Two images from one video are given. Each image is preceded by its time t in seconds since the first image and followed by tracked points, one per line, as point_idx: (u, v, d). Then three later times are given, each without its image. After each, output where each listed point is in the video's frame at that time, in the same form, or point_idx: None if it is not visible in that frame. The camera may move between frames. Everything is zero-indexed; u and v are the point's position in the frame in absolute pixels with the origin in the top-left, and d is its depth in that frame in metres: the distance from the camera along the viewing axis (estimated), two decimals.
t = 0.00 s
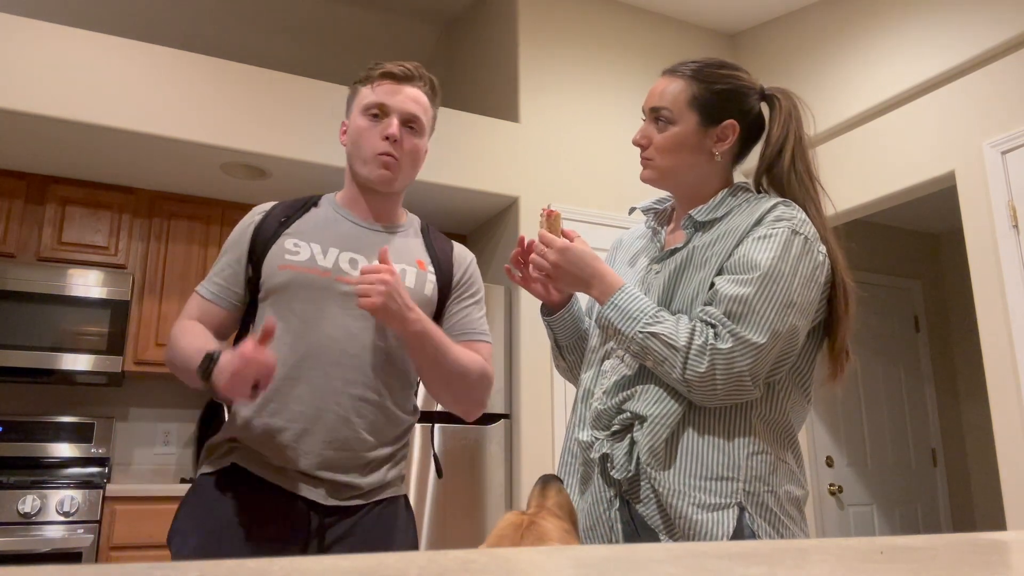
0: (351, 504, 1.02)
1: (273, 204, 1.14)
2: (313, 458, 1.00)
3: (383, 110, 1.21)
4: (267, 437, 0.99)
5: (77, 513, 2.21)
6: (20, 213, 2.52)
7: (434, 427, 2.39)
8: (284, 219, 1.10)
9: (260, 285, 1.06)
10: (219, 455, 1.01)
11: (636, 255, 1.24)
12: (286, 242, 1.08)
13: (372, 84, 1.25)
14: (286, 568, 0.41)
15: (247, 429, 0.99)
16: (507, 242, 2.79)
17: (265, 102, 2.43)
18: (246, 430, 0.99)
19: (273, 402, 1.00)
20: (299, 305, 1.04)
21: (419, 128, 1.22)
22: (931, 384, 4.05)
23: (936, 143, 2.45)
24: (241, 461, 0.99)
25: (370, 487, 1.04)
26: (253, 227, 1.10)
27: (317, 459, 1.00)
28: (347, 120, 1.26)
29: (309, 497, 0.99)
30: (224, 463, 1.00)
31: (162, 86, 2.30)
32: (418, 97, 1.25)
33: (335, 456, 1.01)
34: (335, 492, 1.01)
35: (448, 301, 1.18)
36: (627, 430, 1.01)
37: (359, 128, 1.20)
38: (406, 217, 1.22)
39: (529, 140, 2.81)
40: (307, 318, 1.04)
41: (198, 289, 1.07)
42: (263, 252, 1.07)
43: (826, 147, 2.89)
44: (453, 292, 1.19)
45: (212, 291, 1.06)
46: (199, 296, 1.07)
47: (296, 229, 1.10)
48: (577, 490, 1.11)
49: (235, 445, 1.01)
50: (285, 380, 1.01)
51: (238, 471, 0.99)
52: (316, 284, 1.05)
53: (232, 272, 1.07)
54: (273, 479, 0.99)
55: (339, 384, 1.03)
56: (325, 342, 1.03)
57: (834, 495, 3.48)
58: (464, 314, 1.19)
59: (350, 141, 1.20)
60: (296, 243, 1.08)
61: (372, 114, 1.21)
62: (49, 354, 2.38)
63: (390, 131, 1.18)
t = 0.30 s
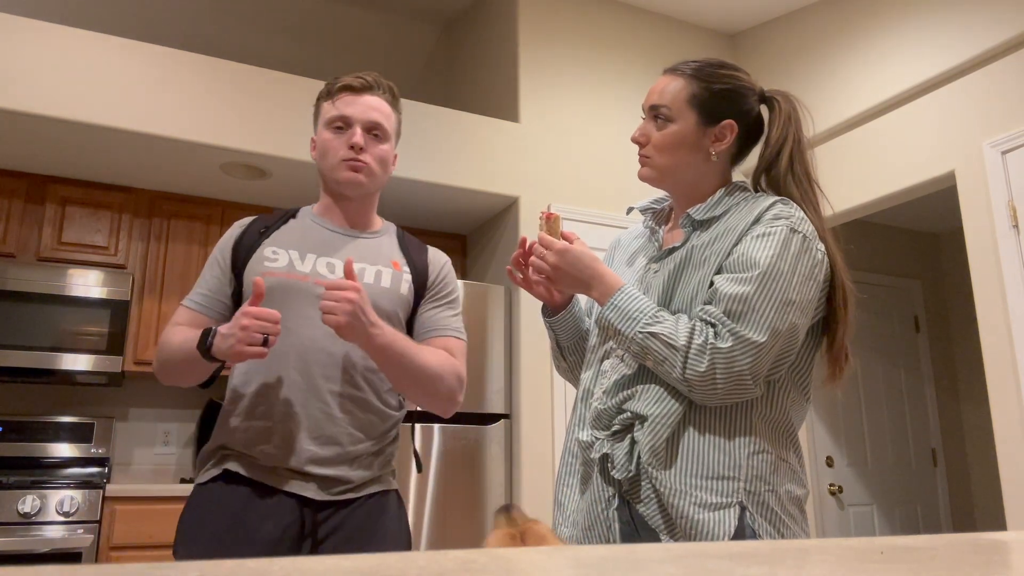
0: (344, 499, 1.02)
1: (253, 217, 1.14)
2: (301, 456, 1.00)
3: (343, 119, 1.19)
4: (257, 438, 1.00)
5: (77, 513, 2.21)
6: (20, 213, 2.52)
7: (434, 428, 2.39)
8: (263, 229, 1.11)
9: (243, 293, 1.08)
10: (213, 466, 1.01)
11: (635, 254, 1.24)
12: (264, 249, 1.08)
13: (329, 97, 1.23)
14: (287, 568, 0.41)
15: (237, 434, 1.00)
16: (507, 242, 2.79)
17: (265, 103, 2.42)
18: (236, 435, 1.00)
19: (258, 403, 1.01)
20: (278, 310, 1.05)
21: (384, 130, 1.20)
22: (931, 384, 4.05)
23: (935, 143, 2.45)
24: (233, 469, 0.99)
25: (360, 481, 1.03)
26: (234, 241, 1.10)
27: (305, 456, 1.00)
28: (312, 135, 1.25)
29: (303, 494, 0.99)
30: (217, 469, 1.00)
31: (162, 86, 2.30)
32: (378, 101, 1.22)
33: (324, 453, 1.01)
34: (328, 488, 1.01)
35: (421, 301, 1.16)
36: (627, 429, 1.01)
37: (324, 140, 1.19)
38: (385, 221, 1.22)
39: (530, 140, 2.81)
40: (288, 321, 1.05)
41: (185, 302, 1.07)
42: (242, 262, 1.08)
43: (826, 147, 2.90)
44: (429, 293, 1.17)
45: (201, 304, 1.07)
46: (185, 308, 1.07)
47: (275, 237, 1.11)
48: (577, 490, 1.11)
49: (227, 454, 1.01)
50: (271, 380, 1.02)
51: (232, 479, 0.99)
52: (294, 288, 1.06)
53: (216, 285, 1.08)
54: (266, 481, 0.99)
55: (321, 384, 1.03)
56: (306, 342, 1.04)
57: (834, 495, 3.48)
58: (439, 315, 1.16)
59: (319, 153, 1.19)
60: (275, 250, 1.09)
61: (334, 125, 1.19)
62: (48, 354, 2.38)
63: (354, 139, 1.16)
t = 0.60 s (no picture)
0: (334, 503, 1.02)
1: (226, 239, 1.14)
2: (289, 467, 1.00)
3: (308, 140, 1.21)
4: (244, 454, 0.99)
5: (77, 513, 2.21)
6: (20, 213, 2.52)
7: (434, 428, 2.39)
8: (237, 253, 1.10)
9: (219, 318, 1.07)
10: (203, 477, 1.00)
11: (634, 254, 1.25)
12: (239, 274, 1.08)
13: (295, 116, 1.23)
14: (286, 568, 0.41)
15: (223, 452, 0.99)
16: (507, 242, 2.79)
17: (265, 103, 2.43)
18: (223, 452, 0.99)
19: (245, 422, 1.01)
20: (255, 334, 1.04)
21: (349, 149, 1.21)
22: (931, 384, 4.06)
23: (935, 143, 2.45)
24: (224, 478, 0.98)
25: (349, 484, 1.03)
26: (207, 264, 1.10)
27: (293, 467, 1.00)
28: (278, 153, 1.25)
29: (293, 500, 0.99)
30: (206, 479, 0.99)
31: (162, 86, 2.30)
32: (341, 120, 1.24)
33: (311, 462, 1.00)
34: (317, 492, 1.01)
35: (395, 314, 1.15)
36: (626, 429, 1.01)
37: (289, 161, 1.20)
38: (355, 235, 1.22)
39: (530, 140, 2.81)
40: (265, 344, 1.04)
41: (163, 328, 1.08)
42: (218, 288, 1.07)
43: (826, 147, 2.90)
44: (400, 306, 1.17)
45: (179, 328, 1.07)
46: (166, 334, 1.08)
47: (248, 262, 1.10)
48: (576, 490, 1.11)
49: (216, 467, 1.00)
50: (254, 400, 1.02)
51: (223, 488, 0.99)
52: (270, 312, 1.05)
53: (194, 307, 1.08)
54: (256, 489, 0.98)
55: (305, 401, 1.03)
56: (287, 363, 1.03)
57: (834, 494, 3.48)
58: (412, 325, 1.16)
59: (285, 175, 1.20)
60: (250, 275, 1.08)
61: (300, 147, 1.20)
62: (48, 354, 2.38)
63: (321, 161, 1.18)
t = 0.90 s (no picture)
0: (342, 493, 1.07)
1: (209, 255, 1.20)
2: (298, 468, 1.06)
3: (278, 147, 1.24)
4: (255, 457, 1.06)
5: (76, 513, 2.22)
6: (20, 213, 2.52)
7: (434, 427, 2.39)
8: (221, 268, 1.16)
9: (216, 334, 1.13)
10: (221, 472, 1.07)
11: (636, 254, 1.25)
12: (229, 291, 1.14)
13: (262, 126, 1.27)
14: (287, 568, 0.40)
15: (237, 455, 1.06)
16: (507, 242, 2.80)
17: (265, 103, 2.43)
18: (237, 456, 1.06)
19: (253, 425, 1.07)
20: (251, 346, 1.10)
21: (318, 155, 1.26)
22: (931, 384, 4.05)
23: (935, 143, 2.45)
24: (241, 472, 1.05)
25: (356, 475, 1.09)
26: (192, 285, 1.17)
27: (302, 467, 1.06)
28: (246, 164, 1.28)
29: (305, 491, 1.05)
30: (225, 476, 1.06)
31: (161, 87, 2.30)
32: (308, 128, 1.28)
33: (319, 460, 1.07)
34: (327, 483, 1.07)
35: (380, 311, 1.21)
36: (625, 429, 1.01)
37: (260, 170, 1.23)
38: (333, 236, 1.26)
39: (530, 140, 2.81)
40: (262, 353, 1.09)
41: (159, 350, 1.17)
42: (207, 306, 1.13)
43: (826, 147, 2.90)
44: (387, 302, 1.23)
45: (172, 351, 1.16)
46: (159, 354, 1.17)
47: (235, 276, 1.15)
48: (576, 490, 1.11)
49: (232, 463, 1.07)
50: (258, 405, 1.08)
51: (241, 481, 1.05)
52: (264, 323, 1.10)
53: (181, 328, 1.16)
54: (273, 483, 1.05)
55: (310, 402, 1.09)
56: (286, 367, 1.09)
57: (834, 495, 3.48)
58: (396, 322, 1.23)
59: (257, 184, 1.23)
60: (240, 290, 1.14)
61: (270, 154, 1.24)
62: (48, 353, 2.38)
63: (294, 166, 1.22)
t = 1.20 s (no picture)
0: (361, 493, 1.10)
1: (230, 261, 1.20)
2: (319, 466, 1.08)
3: (306, 158, 1.26)
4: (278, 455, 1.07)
5: (77, 513, 2.21)
6: (19, 213, 2.52)
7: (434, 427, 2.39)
8: (243, 273, 1.17)
9: (237, 334, 1.14)
10: (242, 468, 1.08)
11: (637, 254, 1.25)
12: (252, 293, 1.15)
13: (292, 137, 1.28)
14: (288, 568, 0.40)
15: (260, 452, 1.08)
16: (507, 242, 2.79)
17: (265, 103, 2.43)
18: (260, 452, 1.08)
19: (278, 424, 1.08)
20: (274, 349, 1.11)
21: (343, 166, 1.28)
22: (931, 384, 4.05)
23: (935, 143, 2.45)
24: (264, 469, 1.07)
25: (374, 476, 1.12)
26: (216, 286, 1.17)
27: (322, 465, 1.08)
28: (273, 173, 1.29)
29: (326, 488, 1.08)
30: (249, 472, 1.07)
31: (161, 86, 2.30)
32: (333, 139, 1.29)
33: (339, 459, 1.09)
34: (347, 482, 1.09)
35: (397, 316, 1.23)
36: (626, 429, 1.01)
37: (287, 178, 1.24)
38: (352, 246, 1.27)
39: (530, 140, 2.81)
40: (284, 355, 1.11)
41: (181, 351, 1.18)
42: (230, 306, 1.14)
43: (826, 147, 2.90)
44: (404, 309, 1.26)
45: (195, 351, 1.18)
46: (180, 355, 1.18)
47: (257, 280, 1.16)
48: (577, 490, 1.11)
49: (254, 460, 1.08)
50: (279, 406, 1.09)
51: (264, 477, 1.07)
52: (286, 327, 1.12)
53: (204, 329, 1.17)
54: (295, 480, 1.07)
55: (330, 404, 1.11)
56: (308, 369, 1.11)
57: (834, 494, 3.48)
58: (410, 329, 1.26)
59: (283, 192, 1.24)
60: (262, 293, 1.15)
61: (299, 164, 1.25)
62: (48, 354, 2.38)
63: (321, 176, 1.23)
